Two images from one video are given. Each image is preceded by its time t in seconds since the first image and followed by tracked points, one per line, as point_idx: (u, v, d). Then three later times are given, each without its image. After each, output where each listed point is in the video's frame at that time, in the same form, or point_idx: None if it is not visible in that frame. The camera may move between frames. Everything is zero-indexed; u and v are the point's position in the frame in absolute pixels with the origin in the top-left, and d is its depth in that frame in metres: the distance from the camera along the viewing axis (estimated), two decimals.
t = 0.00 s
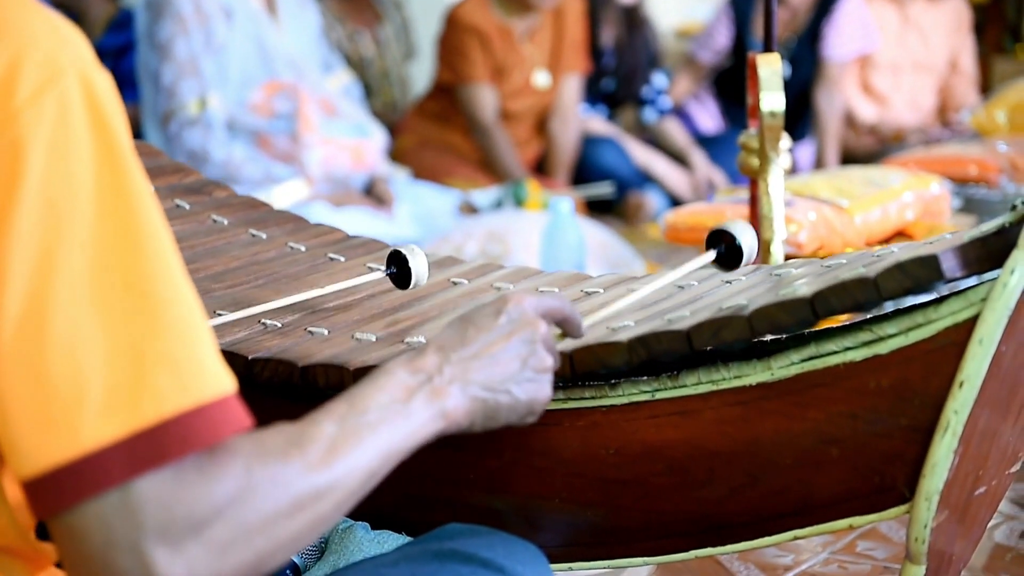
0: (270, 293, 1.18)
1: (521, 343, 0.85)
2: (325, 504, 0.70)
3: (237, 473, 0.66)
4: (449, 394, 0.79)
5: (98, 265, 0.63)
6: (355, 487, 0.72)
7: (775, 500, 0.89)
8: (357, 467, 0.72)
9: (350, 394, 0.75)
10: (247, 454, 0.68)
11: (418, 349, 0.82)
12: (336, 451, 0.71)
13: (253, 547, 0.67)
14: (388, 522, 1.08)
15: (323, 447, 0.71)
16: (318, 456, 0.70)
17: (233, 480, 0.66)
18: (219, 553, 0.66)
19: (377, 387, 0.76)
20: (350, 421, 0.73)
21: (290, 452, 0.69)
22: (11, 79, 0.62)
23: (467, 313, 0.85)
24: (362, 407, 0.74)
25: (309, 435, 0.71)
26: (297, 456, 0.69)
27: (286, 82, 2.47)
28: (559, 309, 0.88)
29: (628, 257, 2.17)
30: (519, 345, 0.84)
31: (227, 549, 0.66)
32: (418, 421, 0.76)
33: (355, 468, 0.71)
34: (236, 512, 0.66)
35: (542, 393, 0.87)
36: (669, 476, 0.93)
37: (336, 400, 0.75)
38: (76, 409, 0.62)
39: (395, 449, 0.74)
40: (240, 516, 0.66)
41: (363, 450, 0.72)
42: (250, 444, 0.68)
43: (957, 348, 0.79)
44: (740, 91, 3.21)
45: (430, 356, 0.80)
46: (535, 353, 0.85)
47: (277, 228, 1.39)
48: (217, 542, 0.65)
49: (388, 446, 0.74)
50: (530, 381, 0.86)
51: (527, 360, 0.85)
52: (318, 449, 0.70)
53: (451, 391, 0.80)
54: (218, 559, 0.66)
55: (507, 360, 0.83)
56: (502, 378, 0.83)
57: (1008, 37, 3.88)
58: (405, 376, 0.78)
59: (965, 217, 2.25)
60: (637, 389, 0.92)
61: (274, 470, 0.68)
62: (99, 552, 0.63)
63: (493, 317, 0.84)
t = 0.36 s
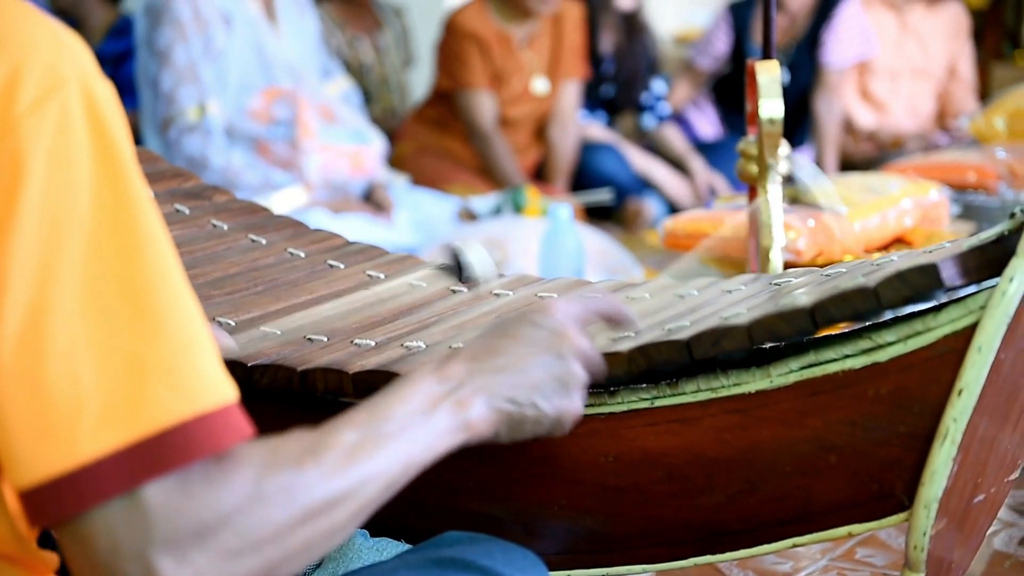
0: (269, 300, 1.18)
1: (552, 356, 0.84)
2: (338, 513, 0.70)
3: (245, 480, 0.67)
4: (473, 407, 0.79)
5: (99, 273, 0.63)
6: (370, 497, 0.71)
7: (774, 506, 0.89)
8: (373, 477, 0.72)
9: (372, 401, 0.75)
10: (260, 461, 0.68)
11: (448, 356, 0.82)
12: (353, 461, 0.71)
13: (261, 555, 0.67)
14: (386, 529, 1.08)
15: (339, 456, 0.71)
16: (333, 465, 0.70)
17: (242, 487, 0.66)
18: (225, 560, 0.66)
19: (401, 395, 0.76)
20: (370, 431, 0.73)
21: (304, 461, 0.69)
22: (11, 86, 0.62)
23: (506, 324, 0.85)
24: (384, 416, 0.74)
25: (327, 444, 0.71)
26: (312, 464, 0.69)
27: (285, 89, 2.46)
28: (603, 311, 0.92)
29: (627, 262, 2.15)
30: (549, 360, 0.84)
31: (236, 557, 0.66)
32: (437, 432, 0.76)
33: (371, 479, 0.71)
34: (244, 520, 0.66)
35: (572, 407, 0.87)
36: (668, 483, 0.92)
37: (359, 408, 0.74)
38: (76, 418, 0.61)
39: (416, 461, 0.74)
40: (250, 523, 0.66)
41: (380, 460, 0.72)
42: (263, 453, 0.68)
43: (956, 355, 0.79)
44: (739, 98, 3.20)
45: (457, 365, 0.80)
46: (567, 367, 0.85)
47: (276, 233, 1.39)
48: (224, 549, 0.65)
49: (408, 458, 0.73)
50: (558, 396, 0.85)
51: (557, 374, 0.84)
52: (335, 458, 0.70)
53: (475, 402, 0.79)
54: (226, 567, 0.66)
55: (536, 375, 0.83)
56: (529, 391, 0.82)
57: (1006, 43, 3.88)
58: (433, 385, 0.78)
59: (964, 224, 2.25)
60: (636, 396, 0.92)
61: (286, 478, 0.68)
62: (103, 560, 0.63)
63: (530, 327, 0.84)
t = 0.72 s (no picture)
0: (269, 304, 1.18)
1: (521, 351, 0.83)
2: (320, 518, 0.70)
3: (233, 490, 0.66)
4: (446, 399, 0.77)
5: (100, 282, 0.63)
6: (350, 499, 0.71)
7: (773, 511, 0.89)
8: (354, 479, 0.71)
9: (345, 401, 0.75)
10: (245, 467, 0.67)
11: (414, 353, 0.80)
12: (332, 463, 0.70)
13: (247, 562, 0.67)
14: (384, 533, 1.08)
15: (320, 458, 0.70)
16: (314, 469, 0.70)
17: (229, 495, 0.66)
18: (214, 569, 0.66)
19: (373, 392, 0.75)
20: (347, 431, 0.72)
21: (286, 465, 0.69)
22: (14, 95, 0.62)
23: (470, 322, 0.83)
24: (359, 415, 0.74)
25: (305, 446, 0.71)
26: (293, 467, 0.69)
27: (284, 92, 2.46)
28: (559, 325, 0.90)
29: (626, 266, 2.16)
30: (518, 352, 0.82)
31: (225, 566, 0.66)
32: (414, 429, 0.75)
33: (350, 480, 0.71)
34: (230, 530, 0.66)
35: (538, 401, 0.84)
36: (667, 488, 0.92)
37: (332, 408, 0.74)
38: (77, 426, 0.61)
39: (392, 458, 0.73)
40: (237, 532, 0.66)
41: (360, 460, 0.72)
42: (247, 458, 0.68)
43: (955, 360, 0.79)
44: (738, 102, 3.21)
45: (427, 359, 0.79)
46: (535, 364, 0.83)
47: (275, 235, 1.39)
48: (213, 559, 0.65)
49: (385, 454, 0.73)
50: (528, 385, 0.83)
51: (525, 366, 0.82)
52: (315, 460, 0.70)
53: (447, 395, 0.78)
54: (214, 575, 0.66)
55: (507, 366, 0.81)
56: (500, 384, 0.80)
57: (1004, 47, 3.88)
58: (403, 380, 0.77)
59: (962, 228, 2.25)
60: (634, 401, 0.92)
61: (269, 483, 0.68)
62: (96, 567, 0.63)
63: (498, 322, 0.83)
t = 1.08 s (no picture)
0: (267, 302, 1.18)
1: (524, 358, 0.83)
2: (321, 506, 0.69)
3: (231, 470, 0.66)
4: (449, 404, 0.78)
5: (96, 260, 0.63)
6: (352, 490, 0.71)
7: (771, 511, 0.89)
8: (355, 469, 0.71)
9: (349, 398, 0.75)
10: (244, 449, 0.67)
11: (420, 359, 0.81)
12: (332, 450, 0.71)
13: (247, 545, 0.66)
14: (383, 532, 1.08)
15: (321, 447, 0.70)
16: (315, 457, 0.70)
17: (228, 476, 0.66)
18: (213, 548, 0.65)
19: (376, 392, 0.76)
20: (348, 424, 0.73)
21: (286, 451, 0.69)
22: (8, 73, 0.63)
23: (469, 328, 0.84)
24: (362, 411, 0.74)
25: (306, 435, 0.71)
26: (294, 454, 0.69)
27: (282, 91, 2.47)
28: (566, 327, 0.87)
29: (625, 266, 2.16)
30: (522, 360, 0.83)
31: (223, 544, 0.66)
32: (416, 431, 0.75)
33: (353, 471, 0.71)
34: (230, 510, 0.66)
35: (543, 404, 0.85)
36: (664, 488, 0.92)
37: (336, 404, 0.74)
38: (74, 403, 0.61)
39: (394, 456, 0.73)
40: (235, 511, 0.66)
41: (362, 451, 0.72)
42: (246, 442, 0.68)
43: (953, 361, 0.79)
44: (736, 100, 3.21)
45: (432, 366, 0.80)
46: (538, 367, 0.84)
47: (274, 234, 1.39)
48: (213, 537, 0.65)
49: (389, 451, 0.73)
50: (531, 393, 0.84)
51: (529, 374, 0.83)
52: (316, 449, 0.70)
53: (451, 400, 0.79)
54: (213, 553, 0.65)
55: (511, 374, 0.82)
56: (503, 391, 0.81)
57: (1003, 46, 3.88)
58: (406, 383, 0.77)
59: (960, 228, 2.26)
60: (633, 402, 0.92)
61: (270, 469, 0.68)
62: (93, 544, 0.62)
63: (497, 331, 0.83)
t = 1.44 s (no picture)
0: (264, 302, 1.18)
1: (519, 352, 0.84)
2: (315, 511, 0.69)
3: (225, 477, 0.66)
4: (446, 398, 0.78)
5: (90, 271, 0.63)
6: (347, 489, 0.71)
7: (768, 510, 0.89)
8: (352, 467, 0.71)
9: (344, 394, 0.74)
10: (237, 456, 0.67)
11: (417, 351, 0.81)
12: (326, 449, 0.70)
13: (239, 555, 0.66)
14: (380, 532, 1.07)
15: (316, 448, 0.70)
16: (311, 457, 0.70)
17: (221, 484, 0.65)
18: (205, 559, 0.65)
19: (371, 388, 0.75)
20: (343, 423, 0.72)
21: (280, 455, 0.69)
22: (3, 83, 0.63)
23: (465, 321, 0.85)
24: (357, 410, 0.74)
25: (302, 437, 0.70)
26: (290, 458, 0.69)
27: (280, 91, 2.47)
28: (559, 324, 0.89)
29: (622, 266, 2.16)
30: (517, 353, 0.84)
31: (215, 555, 0.65)
32: (412, 424, 0.75)
33: (349, 469, 0.71)
34: (222, 519, 0.65)
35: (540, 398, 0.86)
36: (661, 487, 0.92)
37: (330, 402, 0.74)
38: (67, 414, 0.61)
39: (389, 453, 0.73)
40: (229, 518, 0.65)
41: (358, 451, 0.72)
42: (239, 449, 0.67)
43: (949, 359, 0.79)
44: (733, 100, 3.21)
45: (429, 359, 0.80)
46: (533, 360, 0.85)
47: (271, 234, 1.39)
48: (205, 548, 0.64)
49: (382, 449, 0.73)
50: (528, 388, 0.84)
51: (525, 368, 0.84)
52: (312, 450, 0.70)
53: (448, 394, 0.79)
54: (206, 562, 0.65)
55: (507, 366, 0.83)
56: (500, 385, 0.82)
57: (1001, 46, 3.88)
58: (401, 376, 0.77)
59: (957, 227, 2.26)
60: (630, 401, 0.92)
61: (264, 474, 0.67)
62: (85, 556, 0.62)
63: (492, 323, 0.84)
